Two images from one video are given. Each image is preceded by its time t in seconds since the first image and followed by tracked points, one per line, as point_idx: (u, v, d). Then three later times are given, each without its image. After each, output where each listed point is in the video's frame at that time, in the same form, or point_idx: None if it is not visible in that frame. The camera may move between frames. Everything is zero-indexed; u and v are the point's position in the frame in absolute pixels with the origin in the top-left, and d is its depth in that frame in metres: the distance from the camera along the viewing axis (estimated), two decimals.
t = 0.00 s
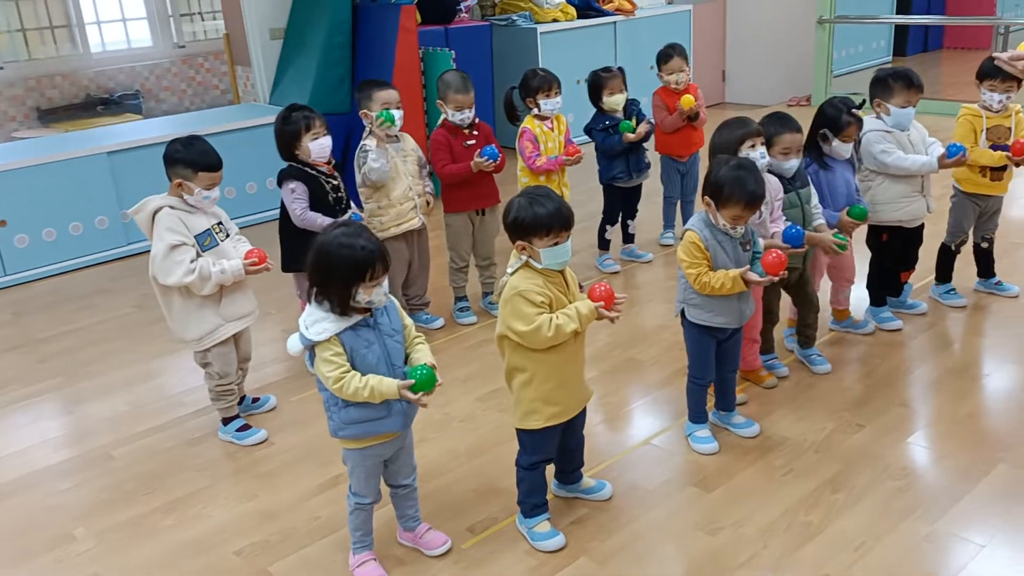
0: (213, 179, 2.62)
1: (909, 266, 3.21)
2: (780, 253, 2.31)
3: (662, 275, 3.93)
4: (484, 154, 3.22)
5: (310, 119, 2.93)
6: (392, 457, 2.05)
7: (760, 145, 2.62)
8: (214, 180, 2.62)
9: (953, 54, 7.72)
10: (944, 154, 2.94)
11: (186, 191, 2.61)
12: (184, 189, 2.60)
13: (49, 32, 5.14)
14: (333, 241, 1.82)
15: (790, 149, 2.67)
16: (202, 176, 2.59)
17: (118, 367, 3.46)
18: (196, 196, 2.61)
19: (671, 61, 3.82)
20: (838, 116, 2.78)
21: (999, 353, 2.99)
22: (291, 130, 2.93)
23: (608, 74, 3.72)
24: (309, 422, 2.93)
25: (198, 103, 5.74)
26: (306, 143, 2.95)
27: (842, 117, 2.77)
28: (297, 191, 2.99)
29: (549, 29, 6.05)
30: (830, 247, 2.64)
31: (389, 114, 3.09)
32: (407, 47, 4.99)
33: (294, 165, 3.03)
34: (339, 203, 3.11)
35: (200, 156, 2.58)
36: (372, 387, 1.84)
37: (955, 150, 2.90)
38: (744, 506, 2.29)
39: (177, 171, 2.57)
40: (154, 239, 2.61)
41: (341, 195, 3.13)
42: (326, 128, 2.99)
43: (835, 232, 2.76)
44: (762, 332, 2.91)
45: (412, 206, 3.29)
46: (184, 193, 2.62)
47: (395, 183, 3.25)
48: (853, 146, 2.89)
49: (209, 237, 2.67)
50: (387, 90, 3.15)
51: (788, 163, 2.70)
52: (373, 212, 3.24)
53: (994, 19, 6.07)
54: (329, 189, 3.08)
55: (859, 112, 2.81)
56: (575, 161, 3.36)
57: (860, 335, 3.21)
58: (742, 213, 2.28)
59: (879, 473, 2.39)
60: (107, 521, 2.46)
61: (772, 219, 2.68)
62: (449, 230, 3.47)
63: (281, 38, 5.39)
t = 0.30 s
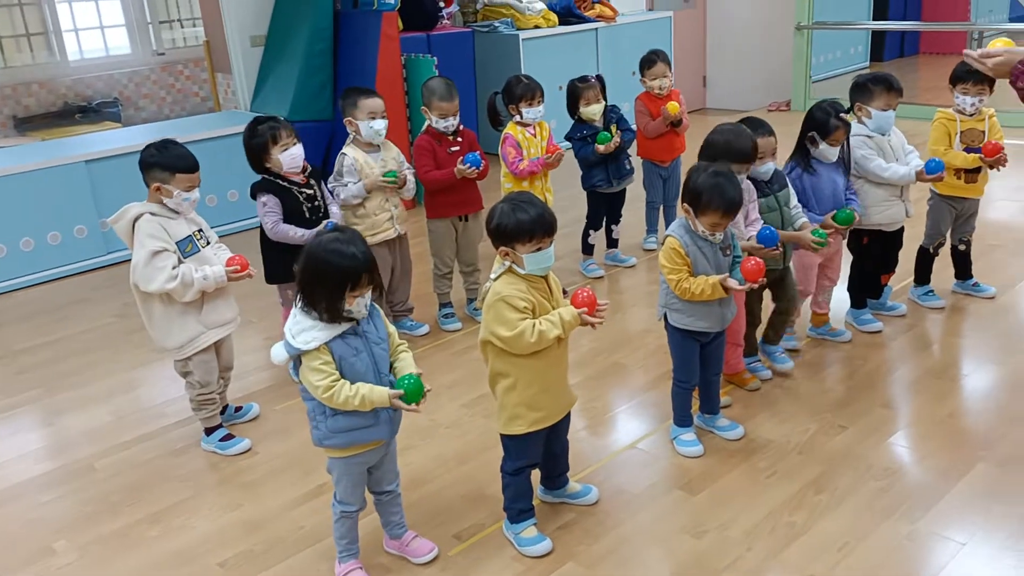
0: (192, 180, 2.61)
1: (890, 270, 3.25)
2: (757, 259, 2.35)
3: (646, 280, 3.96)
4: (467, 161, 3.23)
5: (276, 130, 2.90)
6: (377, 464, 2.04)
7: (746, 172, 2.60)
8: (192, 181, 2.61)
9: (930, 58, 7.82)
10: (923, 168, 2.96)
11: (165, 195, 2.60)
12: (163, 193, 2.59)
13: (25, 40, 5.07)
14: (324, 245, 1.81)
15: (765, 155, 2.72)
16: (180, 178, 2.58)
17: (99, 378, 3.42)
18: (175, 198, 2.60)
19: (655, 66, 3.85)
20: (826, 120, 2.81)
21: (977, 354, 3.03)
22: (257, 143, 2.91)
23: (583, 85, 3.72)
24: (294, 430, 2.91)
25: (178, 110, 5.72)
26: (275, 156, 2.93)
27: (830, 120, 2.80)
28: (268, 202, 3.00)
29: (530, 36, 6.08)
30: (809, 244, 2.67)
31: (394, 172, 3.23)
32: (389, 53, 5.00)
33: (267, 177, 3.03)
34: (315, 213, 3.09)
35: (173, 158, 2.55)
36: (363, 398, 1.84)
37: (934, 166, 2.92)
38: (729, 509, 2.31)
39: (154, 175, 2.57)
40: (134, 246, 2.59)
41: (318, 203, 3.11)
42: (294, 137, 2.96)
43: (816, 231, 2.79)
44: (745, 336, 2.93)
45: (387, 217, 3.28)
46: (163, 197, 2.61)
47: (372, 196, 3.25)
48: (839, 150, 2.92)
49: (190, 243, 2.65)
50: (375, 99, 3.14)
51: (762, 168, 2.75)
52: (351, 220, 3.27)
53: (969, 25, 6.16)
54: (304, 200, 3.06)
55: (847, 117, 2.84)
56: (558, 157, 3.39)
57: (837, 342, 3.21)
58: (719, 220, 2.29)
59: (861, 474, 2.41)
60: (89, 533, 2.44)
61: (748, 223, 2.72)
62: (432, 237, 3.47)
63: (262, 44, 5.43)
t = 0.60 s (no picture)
0: (173, 170, 2.61)
1: (874, 272, 3.28)
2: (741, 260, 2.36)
3: (633, 283, 3.97)
4: (452, 169, 3.24)
5: (258, 138, 2.89)
6: (367, 469, 2.04)
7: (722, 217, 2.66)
8: (173, 172, 2.62)
9: (913, 62, 7.89)
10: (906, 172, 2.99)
11: (149, 191, 2.59)
12: (146, 190, 2.59)
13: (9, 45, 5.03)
14: (312, 248, 1.82)
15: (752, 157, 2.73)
16: (161, 170, 2.58)
17: (85, 386, 3.40)
18: (160, 193, 2.59)
19: (642, 71, 3.88)
20: (811, 122, 2.84)
21: (961, 355, 3.05)
22: (240, 150, 2.90)
23: (573, 88, 3.73)
24: (282, 436, 2.91)
25: (164, 116, 5.70)
26: (259, 163, 2.93)
27: (815, 122, 2.83)
28: (254, 209, 2.99)
29: (517, 40, 6.10)
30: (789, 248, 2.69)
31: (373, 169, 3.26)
32: (376, 58, 5.00)
33: (252, 184, 3.02)
34: (303, 219, 3.08)
35: (153, 152, 2.57)
36: (357, 402, 1.84)
37: (917, 171, 2.95)
38: (717, 511, 2.32)
39: (136, 173, 2.57)
40: (129, 250, 2.58)
41: (305, 208, 3.10)
42: (278, 143, 2.96)
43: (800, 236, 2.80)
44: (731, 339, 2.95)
45: (371, 221, 3.28)
46: (147, 194, 2.60)
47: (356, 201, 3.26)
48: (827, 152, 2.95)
49: (183, 246, 2.65)
50: (356, 104, 3.15)
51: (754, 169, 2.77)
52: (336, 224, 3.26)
53: (951, 29, 6.22)
54: (291, 206, 3.06)
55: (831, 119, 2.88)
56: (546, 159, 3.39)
57: (823, 344, 3.23)
58: (700, 221, 2.31)
59: (848, 475, 2.43)
60: (76, 541, 2.42)
61: (729, 227, 2.68)
62: (420, 242, 3.47)
63: (248, 50, 5.43)
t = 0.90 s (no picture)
0: (170, 169, 2.61)
1: (870, 274, 3.30)
2: (732, 260, 2.37)
3: (629, 285, 3.98)
4: (450, 171, 3.25)
5: (262, 138, 2.90)
6: (363, 472, 2.04)
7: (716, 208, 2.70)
8: (170, 170, 2.62)
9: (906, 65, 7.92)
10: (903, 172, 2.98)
11: (147, 189, 2.59)
12: (144, 188, 2.59)
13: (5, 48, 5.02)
14: (306, 253, 1.81)
15: (743, 150, 2.73)
16: (158, 168, 2.58)
17: (81, 389, 3.39)
18: (158, 191, 2.59)
19: (638, 73, 3.88)
20: (800, 123, 2.85)
21: (956, 356, 3.07)
22: (244, 148, 2.91)
23: (576, 87, 3.75)
24: (279, 438, 2.90)
25: (159, 118, 5.70)
26: (260, 163, 2.93)
27: (804, 123, 2.85)
28: (253, 208, 3.00)
29: (513, 43, 6.11)
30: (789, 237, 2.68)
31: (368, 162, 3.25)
32: (373, 60, 5.01)
33: (254, 183, 3.03)
34: (303, 220, 3.09)
35: (150, 151, 2.57)
36: (345, 402, 1.84)
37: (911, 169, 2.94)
38: (714, 511, 2.32)
39: (133, 172, 2.57)
40: (132, 251, 2.57)
41: (305, 210, 3.10)
42: (282, 147, 2.96)
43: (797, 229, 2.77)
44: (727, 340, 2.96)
45: (369, 221, 3.28)
46: (145, 192, 2.60)
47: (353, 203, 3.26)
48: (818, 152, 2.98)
49: (185, 247, 2.66)
50: (349, 107, 3.15)
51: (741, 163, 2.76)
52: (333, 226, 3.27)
53: (945, 32, 6.25)
54: (290, 207, 3.06)
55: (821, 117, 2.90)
56: (541, 159, 3.44)
57: (818, 345, 3.24)
58: (692, 220, 2.31)
59: (844, 475, 2.44)
60: (73, 544, 2.42)
61: (725, 222, 2.70)
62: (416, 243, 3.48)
63: (244, 52, 5.44)
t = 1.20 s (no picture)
0: (172, 171, 2.61)
1: (868, 274, 3.31)
2: (729, 259, 2.36)
3: (629, 285, 3.98)
4: (449, 170, 3.25)
5: (268, 134, 2.90)
6: (358, 477, 2.04)
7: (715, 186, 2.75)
8: (173, 173, 2.61)
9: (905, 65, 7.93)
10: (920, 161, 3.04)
11: (149, 191, 2.58)
12: (146, 190, 2.58)
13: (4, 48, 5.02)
14: (288, 254, 1.82)
15: (737, 147, 2.74)
16: (161, 170, 2.58)
17: (81, 388, 3.40)
18: (160, 194, 2.58)
19: (639, 74, 3.89)
20: (799, 123, 2.86)
21: (954, 356, 3.07)
22: (249, 144, 2.92)
23: (583, 84, 3.76)
24: (279, 438, 2.91)
25: (159, 118, 5.69)
26: (264, 159, 2.93)
27: (803, 121, 2.86)
28: (258, 206, 3.00)
29: (513, 43, 6.12)
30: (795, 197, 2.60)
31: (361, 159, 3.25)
32: (372, 60, 5.01)
33: (260, 179, 3.05)
34: (303, 220, 3.10)
35: (153, 153, 2.57)
36: (329, 404, 1.84)
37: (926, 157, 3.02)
38: (713, 511, 2.33)
39: (135, 173, 2.57)
40: (133, 252, 2.58)
41: (306, 210, 3.11)
42: (287, 143, 2.96)
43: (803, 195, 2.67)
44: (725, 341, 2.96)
45: (370, 221, 3.29)
46: (147, 195, 2.59)
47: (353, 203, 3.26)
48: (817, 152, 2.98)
49: (187, 247, 2.66)
50: (347, 106, 3.15)
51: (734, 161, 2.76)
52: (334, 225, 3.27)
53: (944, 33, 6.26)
54: (291, 206, 3.07)
55: (819, 117, 2.91)
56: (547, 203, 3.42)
57: (817, 345, 3.24)
58: (690, 220, 2.32)
59: (843, 475, 2.44)
60: (72, 544, 2.42)
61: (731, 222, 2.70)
62: (416, 243, 3.48)
63: (243, 52, 5.42)
